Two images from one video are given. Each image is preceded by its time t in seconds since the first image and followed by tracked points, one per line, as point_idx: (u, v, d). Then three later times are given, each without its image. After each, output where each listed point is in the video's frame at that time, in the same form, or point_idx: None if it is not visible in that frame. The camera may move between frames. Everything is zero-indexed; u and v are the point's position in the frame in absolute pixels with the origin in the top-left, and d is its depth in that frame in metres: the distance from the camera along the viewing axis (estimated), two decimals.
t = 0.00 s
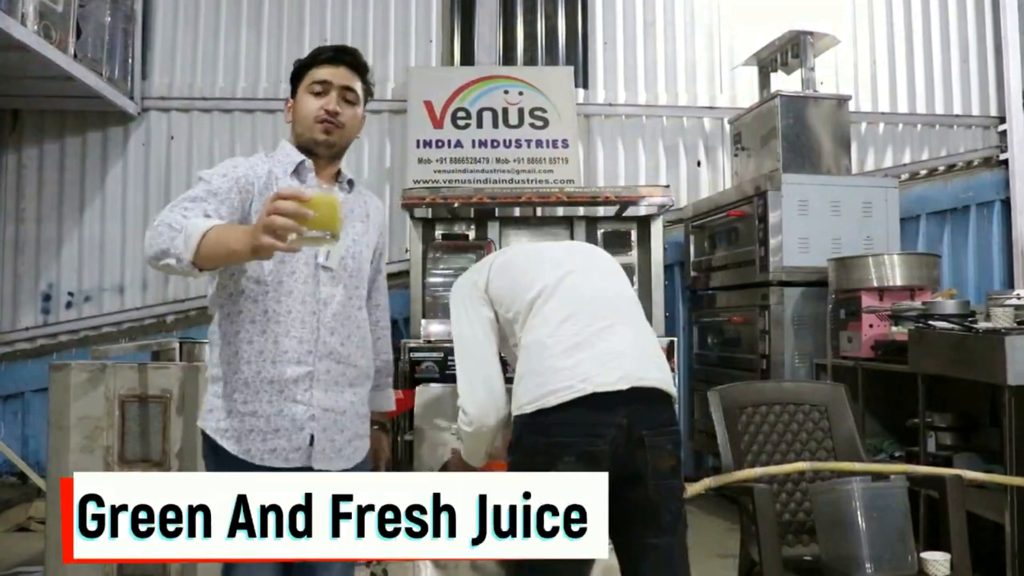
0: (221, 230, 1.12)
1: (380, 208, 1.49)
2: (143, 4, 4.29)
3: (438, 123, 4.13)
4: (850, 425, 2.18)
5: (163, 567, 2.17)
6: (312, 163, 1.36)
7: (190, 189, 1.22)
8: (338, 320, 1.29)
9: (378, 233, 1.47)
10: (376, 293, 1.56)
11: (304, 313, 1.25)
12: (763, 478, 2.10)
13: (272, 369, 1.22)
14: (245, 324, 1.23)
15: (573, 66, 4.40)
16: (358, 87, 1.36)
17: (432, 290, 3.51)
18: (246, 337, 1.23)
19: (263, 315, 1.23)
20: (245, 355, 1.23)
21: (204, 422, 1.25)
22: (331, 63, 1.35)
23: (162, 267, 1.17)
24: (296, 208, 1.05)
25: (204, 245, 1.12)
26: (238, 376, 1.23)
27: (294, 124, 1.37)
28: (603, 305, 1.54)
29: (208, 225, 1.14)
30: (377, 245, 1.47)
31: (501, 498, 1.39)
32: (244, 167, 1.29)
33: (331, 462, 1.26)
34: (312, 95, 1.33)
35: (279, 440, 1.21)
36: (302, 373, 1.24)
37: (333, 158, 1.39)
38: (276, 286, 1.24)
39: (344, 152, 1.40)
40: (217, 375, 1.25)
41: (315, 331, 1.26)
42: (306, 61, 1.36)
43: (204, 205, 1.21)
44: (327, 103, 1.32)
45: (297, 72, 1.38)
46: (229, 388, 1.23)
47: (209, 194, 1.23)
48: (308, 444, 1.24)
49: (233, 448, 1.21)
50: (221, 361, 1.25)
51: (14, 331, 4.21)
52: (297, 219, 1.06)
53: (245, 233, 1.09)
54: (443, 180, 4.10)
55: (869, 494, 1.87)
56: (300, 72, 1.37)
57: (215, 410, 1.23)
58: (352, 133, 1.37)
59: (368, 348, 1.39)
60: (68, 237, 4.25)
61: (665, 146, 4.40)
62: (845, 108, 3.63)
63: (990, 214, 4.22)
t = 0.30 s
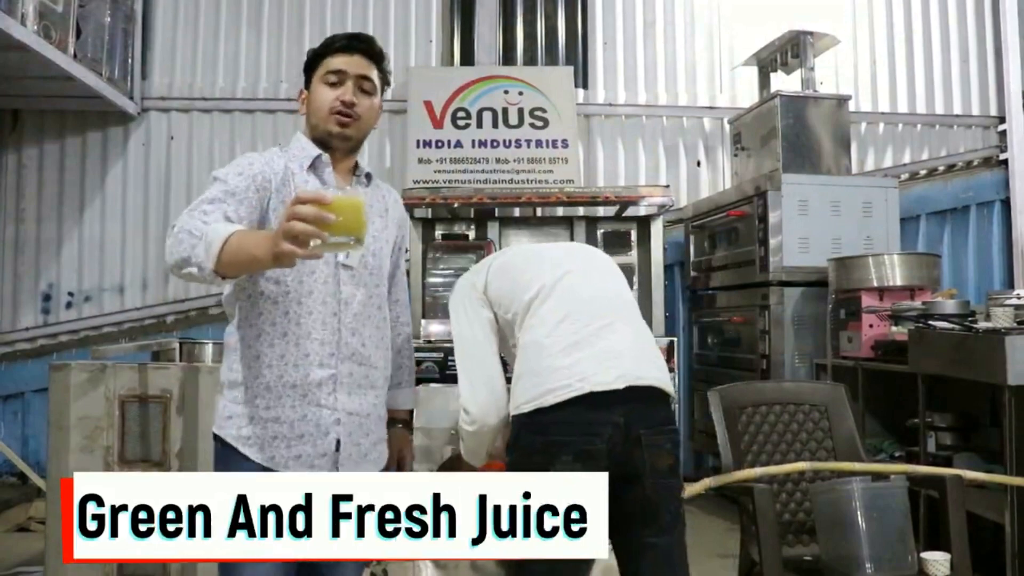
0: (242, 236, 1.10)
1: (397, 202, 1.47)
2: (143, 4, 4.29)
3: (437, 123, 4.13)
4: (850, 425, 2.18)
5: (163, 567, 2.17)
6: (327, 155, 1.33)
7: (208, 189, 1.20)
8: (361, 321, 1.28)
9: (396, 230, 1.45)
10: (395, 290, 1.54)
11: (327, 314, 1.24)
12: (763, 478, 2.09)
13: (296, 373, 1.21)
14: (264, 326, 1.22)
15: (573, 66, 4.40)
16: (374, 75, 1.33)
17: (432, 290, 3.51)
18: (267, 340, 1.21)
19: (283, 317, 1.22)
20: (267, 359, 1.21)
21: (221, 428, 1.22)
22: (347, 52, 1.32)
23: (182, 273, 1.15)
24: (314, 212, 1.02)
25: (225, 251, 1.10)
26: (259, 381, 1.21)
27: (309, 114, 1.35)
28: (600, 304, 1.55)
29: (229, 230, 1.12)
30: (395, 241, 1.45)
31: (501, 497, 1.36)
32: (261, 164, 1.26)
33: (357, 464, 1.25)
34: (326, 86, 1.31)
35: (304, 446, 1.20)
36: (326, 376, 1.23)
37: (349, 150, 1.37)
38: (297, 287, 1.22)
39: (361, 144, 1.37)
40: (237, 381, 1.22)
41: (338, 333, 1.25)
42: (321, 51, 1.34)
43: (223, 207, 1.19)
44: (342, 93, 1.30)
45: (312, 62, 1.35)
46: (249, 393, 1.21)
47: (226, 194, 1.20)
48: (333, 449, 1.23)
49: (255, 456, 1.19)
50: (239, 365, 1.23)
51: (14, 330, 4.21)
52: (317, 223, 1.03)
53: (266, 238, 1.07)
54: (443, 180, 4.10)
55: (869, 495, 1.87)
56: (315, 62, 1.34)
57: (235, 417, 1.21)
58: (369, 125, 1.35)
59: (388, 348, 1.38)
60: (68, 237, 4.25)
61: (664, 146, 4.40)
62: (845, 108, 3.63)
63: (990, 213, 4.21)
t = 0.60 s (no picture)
0: (244, 252, 1.04)
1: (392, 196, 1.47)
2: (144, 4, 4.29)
3: (438, 123, 4.13)
4: (851, 425, 2.18)
5: (163, 567, 2.17)
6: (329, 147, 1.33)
7: (203, 192, 1.16)
8: (371, 327, 1.29)
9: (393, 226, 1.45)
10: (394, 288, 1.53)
11: (338, 322, 1.24)
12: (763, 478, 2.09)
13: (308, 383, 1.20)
14: (270, 333, 1.19)
15: (573, 66, 4.40)
16: (374, 64, 1.33)
17: (432, 291, 3.51)
18: (274, 349, 1.19)
19: (291, 325, 1.20)
20: (275, 370, 1.19)
21: (223, 441, 1.19)
22: (345, 40, 1.31)
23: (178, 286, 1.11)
24: (319, 235, 0.96)
25: (226, 269, 1.05)
26: (267, 392, 1.19)
27: (308, 106, 1.34)
28: (601, 305, 1.56)
29: (229, 244, 1.06)
30: (396, 236, 1.46)
31: (501, 496, 1.36)
32: (256, 161, 1.22)
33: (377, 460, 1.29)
34: (325, 77, 1.30)
35: (316, 457, 1.21)
36: (338, 384, 1.23)
37: (350, 142, 1.36)
38: (306, 293, 1.21)
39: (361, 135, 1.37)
40: (241, 393, 1.19)
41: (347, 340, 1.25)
42: (317, 40, 1.33)
43: (220, 211, 1.15)
44: (343, 83, 1.29)
45: (307, 51, 1.34)
46: (255, 405, 1.19)
47: (223, 197, 1.16)
48: (345, 458, 1.24)
49: (264, 468, 1.18)
50: (241, 377, 1.20)
51: (15, 330, 4.21)
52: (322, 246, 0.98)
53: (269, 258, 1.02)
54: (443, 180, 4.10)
55: (869, 495, 1.87)
56: (312, 51, 1.33)
57: (240, 430, 1.18)
58: (370, 115, 1.35)
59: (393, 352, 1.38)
60: (68, 237, 4.26)
61: (665, 146, 4.41)
62: (845, 108, 3.63)
63: (991, 213, 4.20)
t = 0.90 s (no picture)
0: (201, 274, 0.92)
1: (370, 181, 1.33)
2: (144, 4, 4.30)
3: (437, 123, 4.13)
4: (851, 425, 2.17)
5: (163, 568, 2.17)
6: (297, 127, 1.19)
7: (149, 193, 1.01)
8: (354, 328, 1.23)
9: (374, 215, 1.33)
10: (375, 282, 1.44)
11: (318, 323, 1.17)
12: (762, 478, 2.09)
13: (283, 392, 1.12)
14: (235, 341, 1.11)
15: (574, 65, 4.40)
16: (341, 31, 1.18)
17: (432, 290, 3.53)
18: (242, 358, 1.11)
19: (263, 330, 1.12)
20: (247, 378, 1.11)
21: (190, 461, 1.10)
22: (307, 7, 1.17)
23: (124, 304, 0.96)
24: (295, 257, 0.87)
25: (181, 293, 0.92)
26: (237, 406, 1.10)
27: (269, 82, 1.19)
28: (612, 306, 1.68)
29: (183, 264, 0.93)
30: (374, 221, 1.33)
31: (502, 496, 1.31)
32: (211, 154, 1.07)
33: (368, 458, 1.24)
34: (285, 47, 1.15)
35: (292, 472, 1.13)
36: (317, 391, 1.16)
37: (319, 120, 1.22)
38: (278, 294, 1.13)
39: (331, 112, 1.23)
40: (206, 409, 1.10)
41: (325, 343, 1.18)
42: (276, 7, 1.18)
43: (168, 216, 1.01)
44: (307, 54, 1.14)
45: (265, 20, 1.19)
46: (223, 420, 1.10)
47: (173, 198, 1.02)
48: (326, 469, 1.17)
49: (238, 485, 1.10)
50: (204, 392, 1.10)
51: (15, 330, 4.21)
52: (297, 269, 0.88)
53: (231, 281, 0.90)
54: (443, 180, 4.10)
55: (869, 494, 1.87)
56: (271, 19, 1.18)
57: (205, 446, 1.09)
58: (339, 89, 1.21)
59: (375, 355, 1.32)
60: (69, 237, 4.26)
61: (665, 146, 4.41)
62: (846, 108, 3.63)
63: (991, 214, 4.20)
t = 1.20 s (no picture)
0: (144, 279, 0.77)
1: (346, 158, 1.17)
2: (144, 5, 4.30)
3: (437, 123, 4.13)
4: (851, 425, 2.17)
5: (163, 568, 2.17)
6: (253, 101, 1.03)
7: (85, 174, 0.86)
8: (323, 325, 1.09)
9: (348, 197, 1.17)
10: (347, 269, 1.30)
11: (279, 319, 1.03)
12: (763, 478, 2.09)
13: (239, 400, 0.98)
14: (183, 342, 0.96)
15: (573, 66, 4.40)
16: None
17: (433, 291, 3.54)
18: (187, 361, 0.96)
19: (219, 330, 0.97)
20: (198, 386, 0.97)
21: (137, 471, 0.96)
22: None
23: (54, 309, 0.81)
24: (261, 263, 0.74)
25: (122, 302, 0.77)
26: (185, 417, 0.96)
27: (222, 47, 1.04)
28: (645, 307, 1.78)
29: (124, 266, 0.78)
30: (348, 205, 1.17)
31: (503, 496, 1.27)
32: (157, 129, 0.91)
33: (340, 468, 1.09)
34: (240, 8, 1.00)
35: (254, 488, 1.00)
36: (279, 399, 1.01)
37: (280, 95, 1.07)
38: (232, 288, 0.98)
39: (294, 85, 1.08)
40: (152, 421, 0.96)
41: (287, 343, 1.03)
42: None
43: (108, 203, 0.85)
44: (267, 19, 0.99)
45: None
46: (170, 434, 0.96)
47: (113, 180, 0.86)
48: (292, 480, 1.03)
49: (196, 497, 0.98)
50: (148, 399, 0.96)
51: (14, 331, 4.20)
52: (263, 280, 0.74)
53: (180, 289, 0.76)
54: (443, 180, 4.10)
55: (870, 495, 1.87)
56: None
57: (151, 464, 0.95)
58: (304, 60, 1.05)
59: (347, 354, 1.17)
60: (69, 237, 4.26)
61: (665, 146, 4.41)
62: (846, 108, 3.63)
63: (991, 215, 4.20)
